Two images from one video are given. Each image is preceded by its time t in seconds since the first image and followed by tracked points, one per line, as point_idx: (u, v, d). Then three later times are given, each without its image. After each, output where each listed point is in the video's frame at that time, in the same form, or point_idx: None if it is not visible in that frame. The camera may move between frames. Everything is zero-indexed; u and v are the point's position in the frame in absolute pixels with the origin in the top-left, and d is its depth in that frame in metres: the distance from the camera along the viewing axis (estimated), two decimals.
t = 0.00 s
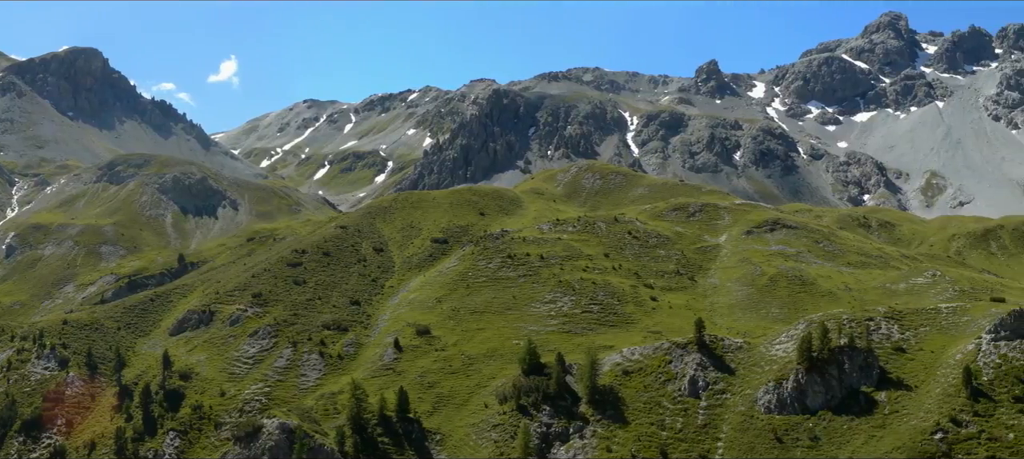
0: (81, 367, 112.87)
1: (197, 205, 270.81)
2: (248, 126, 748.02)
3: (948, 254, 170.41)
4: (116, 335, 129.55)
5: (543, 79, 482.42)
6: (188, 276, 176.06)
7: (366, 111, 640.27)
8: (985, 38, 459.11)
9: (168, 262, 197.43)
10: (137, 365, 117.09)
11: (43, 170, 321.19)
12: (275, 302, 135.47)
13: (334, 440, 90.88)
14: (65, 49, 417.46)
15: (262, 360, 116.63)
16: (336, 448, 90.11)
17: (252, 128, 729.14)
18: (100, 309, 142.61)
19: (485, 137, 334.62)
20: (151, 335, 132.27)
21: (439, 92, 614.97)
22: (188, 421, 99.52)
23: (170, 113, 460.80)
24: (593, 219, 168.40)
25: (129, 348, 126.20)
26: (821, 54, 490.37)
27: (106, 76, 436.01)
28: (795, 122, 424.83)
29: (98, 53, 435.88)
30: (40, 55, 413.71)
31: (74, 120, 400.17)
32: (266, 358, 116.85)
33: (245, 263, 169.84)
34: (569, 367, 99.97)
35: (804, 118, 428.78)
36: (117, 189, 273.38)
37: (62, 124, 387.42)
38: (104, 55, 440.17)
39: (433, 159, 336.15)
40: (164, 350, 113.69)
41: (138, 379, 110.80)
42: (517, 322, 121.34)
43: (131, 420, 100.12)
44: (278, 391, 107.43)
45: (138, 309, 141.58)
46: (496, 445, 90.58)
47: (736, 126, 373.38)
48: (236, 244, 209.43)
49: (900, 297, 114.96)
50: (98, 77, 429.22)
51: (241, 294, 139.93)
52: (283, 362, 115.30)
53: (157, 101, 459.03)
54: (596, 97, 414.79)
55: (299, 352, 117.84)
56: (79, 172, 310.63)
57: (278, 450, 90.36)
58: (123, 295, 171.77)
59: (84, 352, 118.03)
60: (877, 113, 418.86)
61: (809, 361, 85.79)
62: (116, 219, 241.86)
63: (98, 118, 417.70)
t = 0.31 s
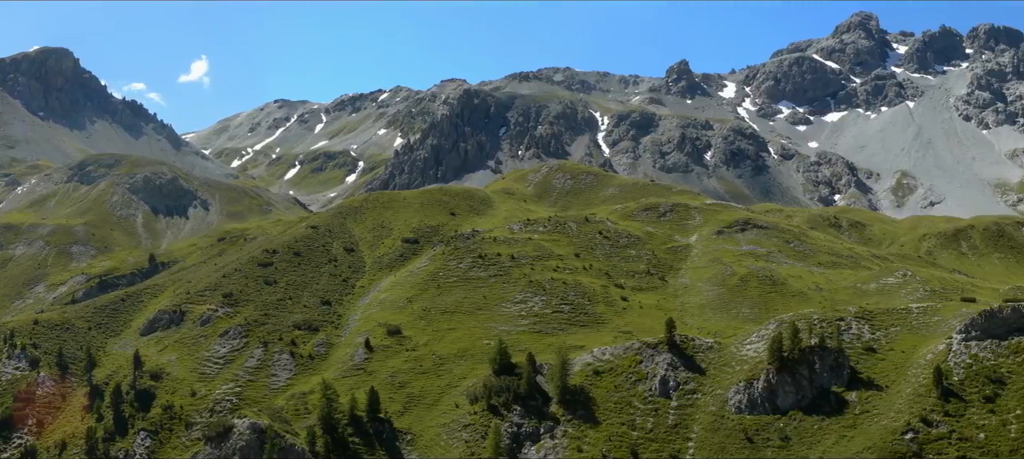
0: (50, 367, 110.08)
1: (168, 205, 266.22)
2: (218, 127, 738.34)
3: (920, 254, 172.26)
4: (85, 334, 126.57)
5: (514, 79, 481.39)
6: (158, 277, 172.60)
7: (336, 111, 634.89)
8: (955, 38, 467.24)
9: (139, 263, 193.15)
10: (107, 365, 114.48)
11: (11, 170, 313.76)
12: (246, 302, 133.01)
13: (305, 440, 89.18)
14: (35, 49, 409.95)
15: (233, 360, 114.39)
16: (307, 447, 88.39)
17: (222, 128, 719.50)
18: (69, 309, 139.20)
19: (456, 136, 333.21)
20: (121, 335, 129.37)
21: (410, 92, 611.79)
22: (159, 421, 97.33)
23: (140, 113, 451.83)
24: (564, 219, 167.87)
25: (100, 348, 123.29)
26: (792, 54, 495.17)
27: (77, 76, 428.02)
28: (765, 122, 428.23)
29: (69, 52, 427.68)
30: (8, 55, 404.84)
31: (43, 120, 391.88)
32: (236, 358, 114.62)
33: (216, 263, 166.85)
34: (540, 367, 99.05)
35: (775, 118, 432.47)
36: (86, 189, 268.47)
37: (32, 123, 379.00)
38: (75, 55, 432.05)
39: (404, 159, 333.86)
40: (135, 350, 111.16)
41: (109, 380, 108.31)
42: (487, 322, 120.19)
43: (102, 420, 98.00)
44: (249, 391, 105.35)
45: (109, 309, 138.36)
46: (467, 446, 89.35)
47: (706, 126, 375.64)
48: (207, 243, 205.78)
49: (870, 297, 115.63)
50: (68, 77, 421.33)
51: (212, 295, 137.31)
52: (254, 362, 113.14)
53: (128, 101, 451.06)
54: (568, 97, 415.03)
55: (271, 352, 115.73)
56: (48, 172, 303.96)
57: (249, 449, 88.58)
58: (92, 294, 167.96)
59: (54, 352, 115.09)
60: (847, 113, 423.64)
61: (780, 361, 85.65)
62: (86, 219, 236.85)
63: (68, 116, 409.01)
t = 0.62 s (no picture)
0: (22, 368, 107.86)
1: (142, 205, 261.94)
2: (191, 127, 728.76)
3: (894, 253, 173.91)
4: (58, 334, 123.91)
5: (487, 79, 480.23)
6: (132, 277, 169.49)
7: (310, 111, 629.20)
8: (929, 37, 474.06)
9: (112, 263, 189.37)
10: (81, 365, 112.23)
11: None
12: (219, 302, 130.75)
13: (280, 440, 87.64)
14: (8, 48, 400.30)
15: (207, 360, 112.30)
16: (281, 447, 86.84)
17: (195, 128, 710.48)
18: (41, 309, 136.27)
19: (430, 137, 331.62)
20: (95, 335, 126.82)
21: (383, 92, 608.13)
22: (132, 420, 95.21)
23: (114, 113, 443.36)
24: (538, 219, 167.17)
25: (74, 348, 120.75)
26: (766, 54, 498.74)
27: (51, 76, 418.83)
28: (739, 122, 431.04)
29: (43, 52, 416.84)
30: None
31: (16, 119, 384.15)
32: (210, 358, 112.54)
33: (189, 263, 164.08)
34: (513, 367, 98.16)
35: (749, 118, 435.40)
36: (59, 189, 263.69)
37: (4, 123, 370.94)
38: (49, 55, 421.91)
39: (378, 159, 331.26)
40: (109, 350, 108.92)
41: (82, 380, 106.31)
42: (461, 323, 119.10)
43: (75, 419, 96.20)
44: (223, 392, 103.45)
45: (83, 308, 135.51)
46: (440, 446, 88.19)
47: (680, 126, 377.34)
48: (180, 243, 202.34)
49: (844, 297, 116.14)
50: (42, 77, 412.23)
51: (185, 294, 134.88)
52: (228, 362, 111.16)
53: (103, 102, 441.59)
54: (542, 97, 414.86)
55: (244, 352, 113.77)
56: (20, 171, 297.88)
57: (222, 449, 86.91)
58: (66, 294, 164.46)
59: (26, 353, 112.75)
60: (821, 113, 427.68)
61: (754, 361, 85.57)
62: (59, 219, 232.30)
63: (41, 116, 400.80)
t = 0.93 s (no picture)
0: None
1: (116, 205, 257.61)
2: (165, 127, 718.53)
3: (867, 253, 175.38)
4: (30, 335, 121.19)
5: (461, 79, 478.48)
6: (105, 277, 166.33)
7: (284, 111, 623.12)
8: (903, 38, 479.65)
9: (86, 263, 185.62)
10: (55, 366, 110.06)
11: None
12: (193, 302, 128.50)
13: (253, 440, 86.11)
14: None
15: (181, 360, 110.24)
16: (255, 447, 85.39)
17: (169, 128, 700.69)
18: (13, 309, 133.46)
19: (403, 136, 329.79)
20: (69, 335, 124.34)
21: (357, 93, 603.85)
22: (106, 420, 93.18)
23: (88, 113, 433.44)
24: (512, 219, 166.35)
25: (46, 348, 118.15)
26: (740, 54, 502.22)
27: (24, 76, 411.04)
28: (713, 122, 433.62)
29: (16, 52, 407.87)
30: None
31: None
32: (184, 358, 110.49)
33: (163, 263, 161.44)
34: (487, 368, 97.17)
35: (722, 118, 438.07)
36: (31, 190, 258.78)
37: None
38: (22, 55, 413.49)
39: (351, 159, 328.59)
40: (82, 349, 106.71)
41: (56, 380, 104.78)
42: (434, 322, 117.99)
43: (49, 419, 94.74)
44: (197, 391, 101.55)
45: (57, 308, 132.63)
46: (414, 446, 86.98)
47: (653, 126, 378.61)
48: (154, 243, 198.84)
49: (818, 297, 116.60)
50: (15, 77, 404.28)
51: (159, 294, 132.46)
52: (201, 362, 109.18)
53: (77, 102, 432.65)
54: (515, 97, 414.18)
55: (218, 352, 111.79)
56: None
57: (197, 449, 85.21)
58: (41, 294, 160.73)
59: None
60: (795, 113, 431.44)
61: (727, 361, 85.41)
62: (32, 219, 227.69)
63: (14, 115, 392.75)
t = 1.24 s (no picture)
0: None
1: (86, 205, 252.70)
2: (135, 127, 707.32)
3: (838, 253, 176.87)
4: None
5: (431, 79, 476.41)
6: (75, 277, 162.96)
7: (254, 110, 616.08)
8: (873, 38, 485.57)
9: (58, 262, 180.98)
10: (26, 365, 107.43)
11: None
12: (164, 302, 125.93)
13: (224, 440, 84.58)
14: None
15: (152, 360, 107.85)
16: (225, 447, 83.88)
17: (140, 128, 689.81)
18: None
19: (374, 136, 327.63)
20: (40, 336, 121.52)
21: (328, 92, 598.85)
22: (77, 420, 91.12)
23: (59, 113, 424.22)
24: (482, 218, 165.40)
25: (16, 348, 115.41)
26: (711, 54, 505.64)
27: None
28: (684, 122, 436.00)
29: None
30: None
31: None
32: (155, 358, 108.11)
33: (134, 263, 158.35)
34: (457, 367, 96.06)
35: (693, 118, 440.69)
36: None
37: None
38: None
39: (322, 159, 325.39)
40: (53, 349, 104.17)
41: (27, 379, 102.04)
42: (405, 322, 116.65)
43: (20, 419, 92.08)
44: (167, 391, 99.39)
45: (27, 308, 129.70)
46: (385, 445, 85.73)
47: (624, 126, 379.83)
48: (125, 243, 194.96)
49: (789, 297, 117.08)
50: None
51: (130, 294, 129.79)
52: (172, 362, 106.93)
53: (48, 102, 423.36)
54: (485, 97, 413.25)
55: (189, 352, 109.57)
56: None
57: (168, 449, 83.51)
58: (10, 294, 156.95)
59: None
60: (765, 113, 435.13)
61: (699, 361, 85.30)
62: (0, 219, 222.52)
63: None
